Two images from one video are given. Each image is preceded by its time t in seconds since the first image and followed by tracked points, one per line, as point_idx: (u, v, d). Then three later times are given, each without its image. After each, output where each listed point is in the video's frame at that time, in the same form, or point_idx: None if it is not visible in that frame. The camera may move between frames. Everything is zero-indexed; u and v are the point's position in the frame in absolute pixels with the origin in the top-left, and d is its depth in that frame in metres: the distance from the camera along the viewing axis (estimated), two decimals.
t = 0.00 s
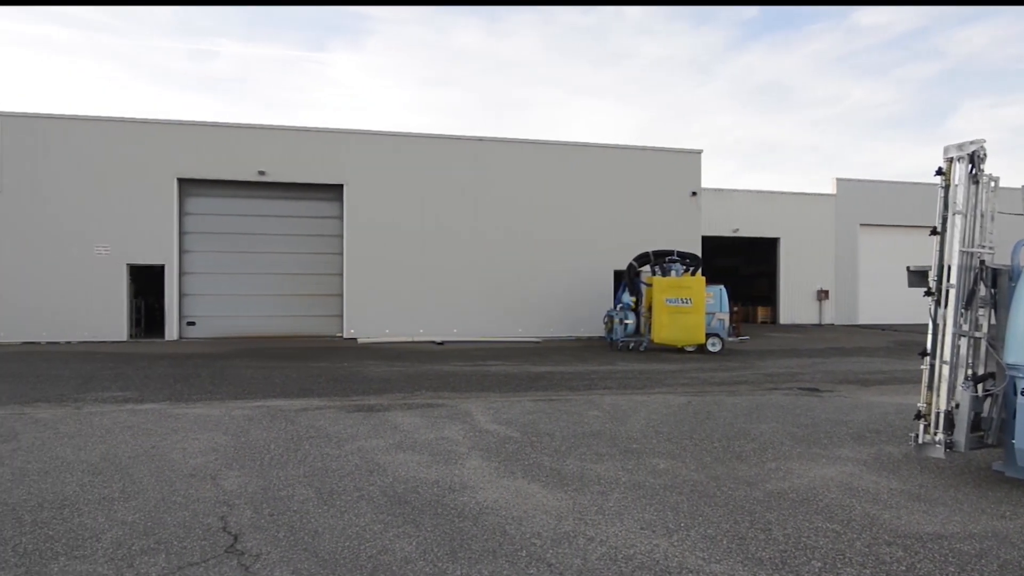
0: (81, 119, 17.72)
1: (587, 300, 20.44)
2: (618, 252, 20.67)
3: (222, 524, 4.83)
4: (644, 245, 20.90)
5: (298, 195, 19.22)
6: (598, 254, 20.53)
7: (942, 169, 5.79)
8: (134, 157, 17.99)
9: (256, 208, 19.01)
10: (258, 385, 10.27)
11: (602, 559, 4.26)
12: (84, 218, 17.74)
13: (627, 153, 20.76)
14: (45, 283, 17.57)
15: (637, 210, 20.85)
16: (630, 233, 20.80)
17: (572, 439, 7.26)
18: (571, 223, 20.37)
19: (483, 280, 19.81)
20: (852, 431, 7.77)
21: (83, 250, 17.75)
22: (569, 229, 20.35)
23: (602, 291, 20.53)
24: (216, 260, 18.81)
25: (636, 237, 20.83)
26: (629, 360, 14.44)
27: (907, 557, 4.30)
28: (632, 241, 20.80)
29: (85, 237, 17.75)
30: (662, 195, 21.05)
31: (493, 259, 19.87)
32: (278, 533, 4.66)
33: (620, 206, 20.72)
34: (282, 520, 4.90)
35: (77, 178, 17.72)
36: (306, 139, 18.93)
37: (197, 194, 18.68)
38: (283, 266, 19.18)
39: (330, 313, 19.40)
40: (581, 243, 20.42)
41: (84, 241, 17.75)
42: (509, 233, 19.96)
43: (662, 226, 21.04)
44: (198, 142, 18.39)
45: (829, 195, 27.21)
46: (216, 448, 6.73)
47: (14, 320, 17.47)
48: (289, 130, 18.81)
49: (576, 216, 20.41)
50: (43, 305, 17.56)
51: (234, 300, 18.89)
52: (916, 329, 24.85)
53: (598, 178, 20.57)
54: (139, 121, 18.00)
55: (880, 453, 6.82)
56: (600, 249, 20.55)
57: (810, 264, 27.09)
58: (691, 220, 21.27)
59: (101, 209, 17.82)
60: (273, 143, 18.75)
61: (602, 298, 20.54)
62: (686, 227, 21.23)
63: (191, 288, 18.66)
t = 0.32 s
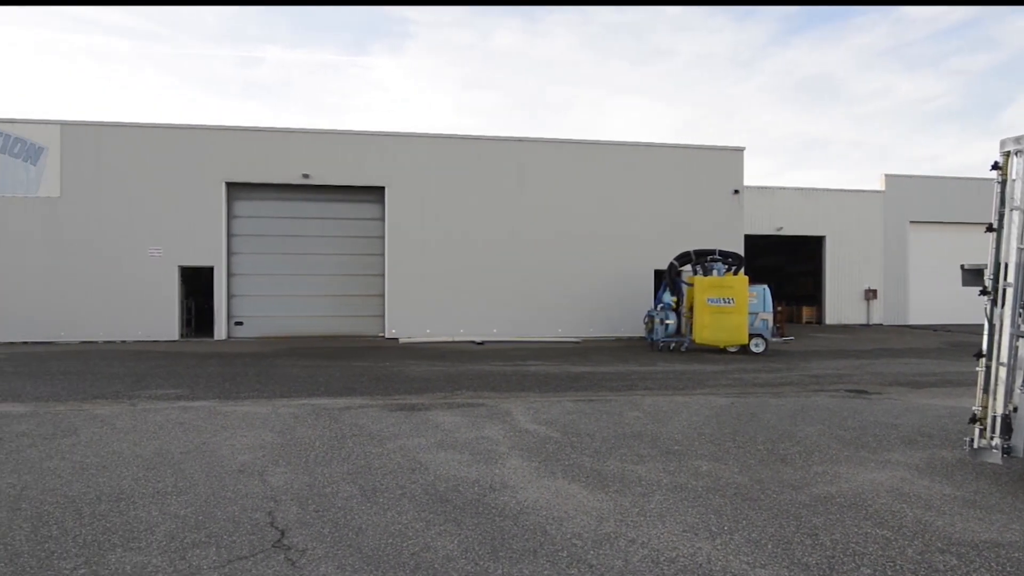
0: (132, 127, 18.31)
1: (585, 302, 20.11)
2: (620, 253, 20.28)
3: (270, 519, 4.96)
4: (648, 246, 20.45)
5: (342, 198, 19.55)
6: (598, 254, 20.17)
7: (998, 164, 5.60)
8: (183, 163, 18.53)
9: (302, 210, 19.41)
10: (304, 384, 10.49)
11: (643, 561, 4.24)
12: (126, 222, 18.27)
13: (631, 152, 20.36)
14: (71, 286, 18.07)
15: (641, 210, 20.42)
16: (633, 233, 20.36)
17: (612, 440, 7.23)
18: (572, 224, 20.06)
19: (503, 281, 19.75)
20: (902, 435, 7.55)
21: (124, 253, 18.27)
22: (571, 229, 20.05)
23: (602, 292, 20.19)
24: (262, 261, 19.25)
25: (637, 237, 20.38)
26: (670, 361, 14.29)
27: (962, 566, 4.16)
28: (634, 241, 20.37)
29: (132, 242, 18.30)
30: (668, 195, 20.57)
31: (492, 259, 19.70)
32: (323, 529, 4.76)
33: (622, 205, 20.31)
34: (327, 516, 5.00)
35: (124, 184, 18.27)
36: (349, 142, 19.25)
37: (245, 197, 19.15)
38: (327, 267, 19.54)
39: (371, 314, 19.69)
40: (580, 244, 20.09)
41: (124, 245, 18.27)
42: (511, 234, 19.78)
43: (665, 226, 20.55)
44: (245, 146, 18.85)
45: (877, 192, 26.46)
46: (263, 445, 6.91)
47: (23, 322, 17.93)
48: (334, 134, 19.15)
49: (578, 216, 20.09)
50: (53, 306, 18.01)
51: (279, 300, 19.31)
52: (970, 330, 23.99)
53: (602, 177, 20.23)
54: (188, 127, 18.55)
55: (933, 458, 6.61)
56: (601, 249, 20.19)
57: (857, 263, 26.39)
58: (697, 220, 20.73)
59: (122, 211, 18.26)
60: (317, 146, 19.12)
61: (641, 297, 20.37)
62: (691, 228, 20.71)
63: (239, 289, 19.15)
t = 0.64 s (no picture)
0: (191, 133, 18.96)
1: (589, 303, 19.84)
2: (625, 254, 19.93)
3: (322, 515, 5.08)
4: (666, 246, 20.04)
5: (389, 200, 19.85)
6: (602, 254, 19.87)
7: None
8: (238, 167, 19.09)
9: (351, 213, 19.79)
10: (354, 383, 10.69)
11: (693, 564, 4.19)
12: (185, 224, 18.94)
13: (639, 150, 20.00)
14: (130, 286, 18.80)
15: (651, 211, 20.01)
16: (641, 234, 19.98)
17: (660, 441, 7.17)
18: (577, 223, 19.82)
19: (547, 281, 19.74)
20: (964, 439, 7.27)
21: (181, 254, 18.93)
22: (577, 229, 19.82)
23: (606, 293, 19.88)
24: (312, 263, 19.69)
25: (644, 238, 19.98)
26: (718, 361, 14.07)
27: None
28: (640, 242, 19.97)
29: (189, 244, 18.95)
30: (678, 194, 20.10)
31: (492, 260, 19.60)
32: (373, 526, 4.85)
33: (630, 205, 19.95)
34: (377, 513, 5.09)
35: (183, 188, 18.93)
36: (396, 145, 19.53)
37: (297, 200, 19.61)
38: (374, 268, 19.86)
39: (418, 314, 19.93)
40: (585, 244, 19.83)
41: (182, 247, 18.94)
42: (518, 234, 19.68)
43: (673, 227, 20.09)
44: (296, 150, 19.30)
45: (935, 186, 25.50)
46: (315, 442, 7.08)
47: (81, 321, 18.73)
48: (382, 137, 19.46)
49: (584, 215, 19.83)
50: (108, 306, 18.77)
51: (329, 301, 19.71)
52: None
53: (615, 176, 19.93)
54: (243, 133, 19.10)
55: (998, 463, 6.35)
56: (606, 249, 19.89)
57: (915, 261, 25.48)
58: (706, 221, 20.19)
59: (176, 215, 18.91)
60: (365, 150, 19.45)
61: (688, 297, 20.10)
62: (700, 228, 20.17)
63: (291, 290, 19.62)
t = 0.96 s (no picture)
0: (239, 138, 19.47)
1: (593, 303, 19.68)
2: (629, 254, 19.69)
3: (367, 512, 5.17)
4: (707, 245, 19.75)
5: (431, 201, 20.05)
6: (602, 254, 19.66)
7: None
8: (283, 171, 19.51)
9: (394, 214, 20.05)
10: (396, 382, 10.83)
11: (737, 569, 4.13)
12: (233, 227, 19.45)
13: (643, 149, 19.73)
14: (183, 287, 19.40)
15: (692, 209, 19.75)
16: (664, 233, 19.72)
17: (703, 443, 7.08)
18: (581, 223, 19.66)
19: (587, 282, 19.66)
20: None
21: (226, 257, 19.44)
22: (615, 229, 19.68)
23: (609, 293, 19.68)
24: (356, 264, 20.01)
25: (648, 237, 19.70)
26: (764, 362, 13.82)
27: None
28: (645, 242, 19.70)
29: (234, 247, 19.45)
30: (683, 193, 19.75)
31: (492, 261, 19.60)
32: (416, 523, 4.92)
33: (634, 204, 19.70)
34: (420, 511, 5.16)
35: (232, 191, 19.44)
36: (438, 146, 19.72)
37: (341, 202, 19.95)
38: (416, 269, 20.08)
39: (459, 313, 20.08)
40: (589, 244, 19.67)
41: (231, 248, 19.46)
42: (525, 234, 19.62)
43: (677, 227, 19.75)
44: (341, 153, 19.63)
45: (991, 182, 24.58)
46: (360, 440, 7.20)
47: (132, 322, 19.40)
48: (425, 139, 19.67)
49: (587, 214, 19.66)
50: (155, 307, 19.41)
51: (372, 301, 20.00)
52: None
53: (647, 175, 19.72)
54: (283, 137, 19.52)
55: None
56: (610, 249, 19.68)
57: (970, 259, 24.58)
58: (711, 221, 19.78)
59: (223, 218, 19.44)
60: (408, 152, 19.68)
61: (730, 297, 19.78)
62: (710, 228, 19.77)
63: (336, 291, 19.97)
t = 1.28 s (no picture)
0: (287, 143, 19.93)
1: (592, 304, 19.55)
2: (630, 254, 19.50)
3: (414, 509, 5.25)
4: (751, 244, 19.39)
5: (475, 202, 20.17)
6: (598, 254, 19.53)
7: None
8: (329, 174, 19.91)
9: (438, 215, 20.25)
10: (442, 381, 10.95)
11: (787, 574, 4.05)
12: (280, 229, 19.93)
13: (663, 147, 19.52)
14: (232, 288, 19.97)
15: (736, 208, 19.42)
16: (703, 232, 19.45)
17: (751, 446, 6.95)
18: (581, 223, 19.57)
19: (627, 282, 19.52)
20: None
21: (274, 258, 19.94)
22: (652, 228, 19.50)
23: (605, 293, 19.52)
24: (401, 265, 20.27)
25: (645, 238, 19.49)
26: (814, 363, 13.49)
27: None
28: (643, 243, 19.49)
29: (281, 249, 19.92)
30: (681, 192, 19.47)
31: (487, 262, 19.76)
32: (462, 521, 4.97)
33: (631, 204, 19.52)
34: (466, 510, 5.21)
35: (280, 194, 19.93)
36: (482, 148, 19.83)
37: (386, 204, 20.23)
38: (460, 269, 20.24)
39: (503, 314, 20.16)
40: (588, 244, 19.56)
41: (278, 250, 19.94)
42: (541, 235, 19.62)
43: (675, 227, 19.49)
44: (386, 156, 19.93)
45: None
46: (406, 438, 7.31)
47: (184, 322, 20.07)
48: (469, 140, 19.82)
49: (586, 215, 19.56)
50: (205, 307, 20.03)
51: (416, 301, 20.24)
52: None
53: (686, 174, 19.48)
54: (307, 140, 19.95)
55: None
56: (609, 249, 19.53)
57: None
58: (709, 220, 19.45)
59: (271, 221, 19.94)
60: (452, 153, 19.86)
61: (778, 296, 19.37)
62: (716, 228, 19.44)
63: (381, 291, 20.26)
